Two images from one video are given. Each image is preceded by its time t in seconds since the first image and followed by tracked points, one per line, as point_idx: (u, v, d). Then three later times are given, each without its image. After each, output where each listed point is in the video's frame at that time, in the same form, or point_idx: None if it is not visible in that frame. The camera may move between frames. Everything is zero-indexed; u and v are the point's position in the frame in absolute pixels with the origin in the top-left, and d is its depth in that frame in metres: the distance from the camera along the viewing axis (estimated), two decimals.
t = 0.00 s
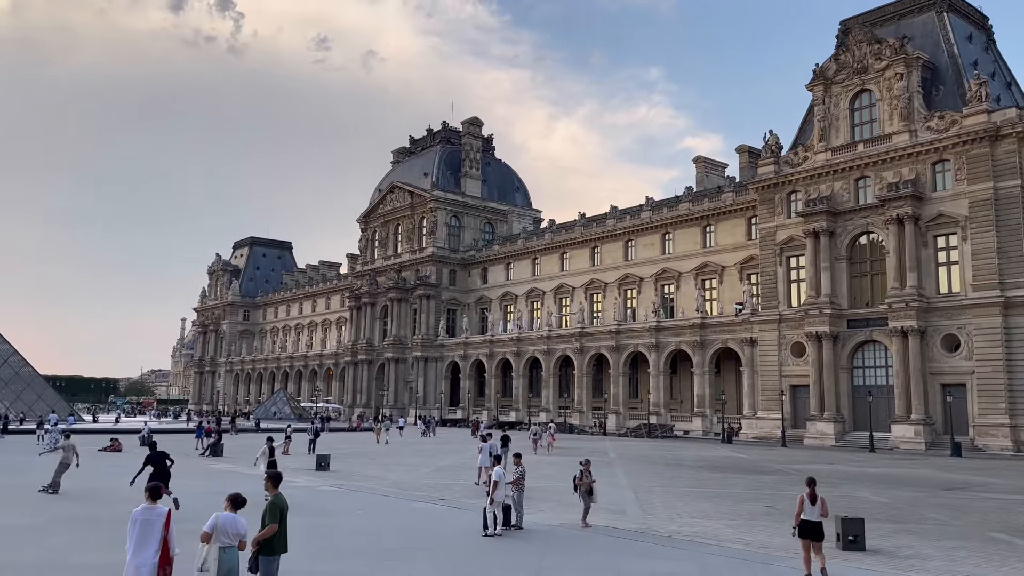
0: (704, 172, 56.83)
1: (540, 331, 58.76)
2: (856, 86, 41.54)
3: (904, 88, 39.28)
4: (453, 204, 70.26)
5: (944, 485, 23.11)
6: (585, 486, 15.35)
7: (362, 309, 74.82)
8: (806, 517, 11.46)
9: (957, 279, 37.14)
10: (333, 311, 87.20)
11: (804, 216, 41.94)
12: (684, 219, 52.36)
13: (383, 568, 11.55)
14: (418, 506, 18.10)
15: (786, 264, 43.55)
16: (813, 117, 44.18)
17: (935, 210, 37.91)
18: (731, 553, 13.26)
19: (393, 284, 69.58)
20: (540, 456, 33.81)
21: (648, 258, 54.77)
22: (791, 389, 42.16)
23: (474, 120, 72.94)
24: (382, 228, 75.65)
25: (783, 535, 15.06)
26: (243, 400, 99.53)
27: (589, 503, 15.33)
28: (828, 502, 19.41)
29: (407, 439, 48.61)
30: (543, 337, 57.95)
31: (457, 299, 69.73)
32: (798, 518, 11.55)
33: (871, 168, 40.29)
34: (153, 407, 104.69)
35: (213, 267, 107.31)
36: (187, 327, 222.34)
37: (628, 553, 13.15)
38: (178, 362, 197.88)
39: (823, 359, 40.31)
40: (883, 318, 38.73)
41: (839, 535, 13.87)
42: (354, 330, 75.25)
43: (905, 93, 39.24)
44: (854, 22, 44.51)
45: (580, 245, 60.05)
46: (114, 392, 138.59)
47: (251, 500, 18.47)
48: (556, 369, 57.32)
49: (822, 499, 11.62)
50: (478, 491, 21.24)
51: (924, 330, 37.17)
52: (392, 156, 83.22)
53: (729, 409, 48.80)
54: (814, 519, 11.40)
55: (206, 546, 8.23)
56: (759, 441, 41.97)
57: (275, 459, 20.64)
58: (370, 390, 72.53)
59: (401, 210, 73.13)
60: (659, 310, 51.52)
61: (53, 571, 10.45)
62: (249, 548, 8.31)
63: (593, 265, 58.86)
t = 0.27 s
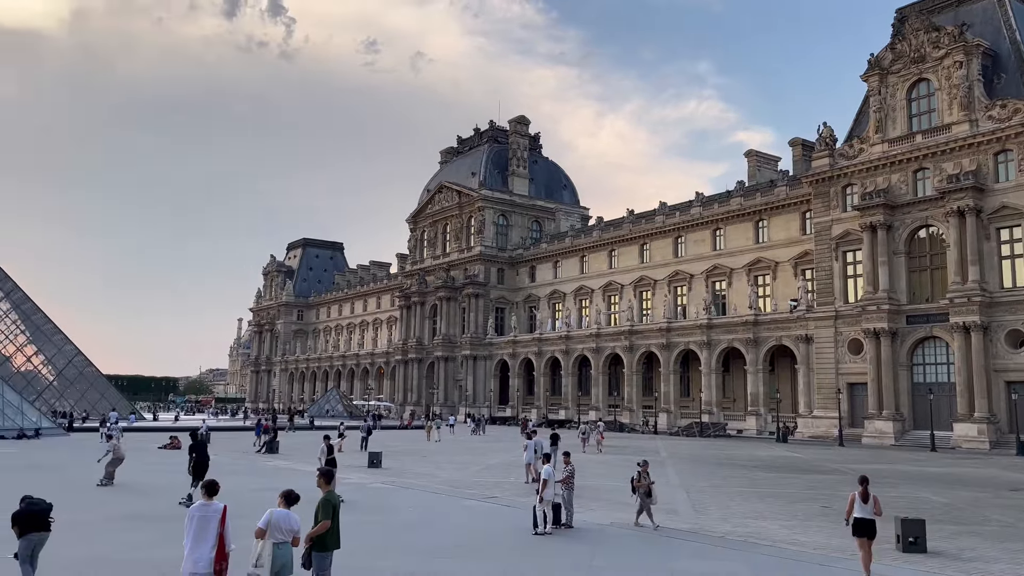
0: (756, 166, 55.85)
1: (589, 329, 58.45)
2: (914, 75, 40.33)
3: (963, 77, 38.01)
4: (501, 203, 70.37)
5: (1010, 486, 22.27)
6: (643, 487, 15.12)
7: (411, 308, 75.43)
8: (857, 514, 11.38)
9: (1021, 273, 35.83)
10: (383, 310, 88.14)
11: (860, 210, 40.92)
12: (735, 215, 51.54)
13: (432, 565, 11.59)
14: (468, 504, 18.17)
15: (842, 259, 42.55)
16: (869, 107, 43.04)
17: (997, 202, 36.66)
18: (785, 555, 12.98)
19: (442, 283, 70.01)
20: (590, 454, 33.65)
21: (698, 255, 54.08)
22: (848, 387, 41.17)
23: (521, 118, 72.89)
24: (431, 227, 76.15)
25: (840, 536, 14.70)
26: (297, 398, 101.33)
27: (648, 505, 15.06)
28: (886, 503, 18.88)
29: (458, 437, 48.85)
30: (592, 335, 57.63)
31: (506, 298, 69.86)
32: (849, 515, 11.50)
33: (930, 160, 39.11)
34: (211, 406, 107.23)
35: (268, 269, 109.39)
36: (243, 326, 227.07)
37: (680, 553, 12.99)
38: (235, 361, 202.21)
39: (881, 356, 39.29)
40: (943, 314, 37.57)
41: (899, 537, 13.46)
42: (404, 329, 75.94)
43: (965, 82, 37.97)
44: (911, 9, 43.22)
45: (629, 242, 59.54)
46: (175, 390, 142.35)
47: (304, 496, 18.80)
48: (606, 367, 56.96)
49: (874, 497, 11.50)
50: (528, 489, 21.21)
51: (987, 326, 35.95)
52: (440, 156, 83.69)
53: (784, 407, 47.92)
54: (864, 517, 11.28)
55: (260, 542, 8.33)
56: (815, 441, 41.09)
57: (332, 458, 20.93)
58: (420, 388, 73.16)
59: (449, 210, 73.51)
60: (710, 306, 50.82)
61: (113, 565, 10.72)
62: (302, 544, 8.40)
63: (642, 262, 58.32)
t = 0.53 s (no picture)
0: (808, 161, 54.77)
1: (637, 328, 57.97)
2: (973, 64, 39.08)
3: None
4: (547, 201, 70.26)
5: None
6: (703, 487, 14.89)
7: (460, 307, 75.75)
8: (913, 514, 11.06)
9: None
10: (432, 309, 88.73)
11: (918, 204, 39.80)
12: (787, 210, 50.59)
13: (481, 563, 11.58)
14: (518, 503, 18.13)
15: (899, 255, 41.47)
16: (926, 98, 41.82)
17: None
18: (842, 556, 12.67)
19: (490, 282, 70.19)
20: (641, 453, 33.39)
21: (750, 251, 53.23)
22: (907, 385, 40.07)
23: (567, 116, 72.65)
24: (478, 227, 76.38)
25: (899, 538, 14.29)
26: (349, 396, 102.70)
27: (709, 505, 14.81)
28: (948, 504, 18.32)
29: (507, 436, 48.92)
30: (641, 334, 57.15)
31: (554, 296, 69.75)
32: (905, 516, 11.18)
33: (991, 151, 37.84)
34: (266, 404, 109.32)
35: (319, 270, 111.09)
36: (297, 326, 230.97)
37: (733, 553, 12.78)
38: (289, 360, 205.77)
39: (942, 354, 38.15)
40: (1007, 310, 36.32)
41: (961, 539, 13.02)
42: (452, 328, 76.35)
43: None
44: None
45: (678, 239, 58.90)
46: (232, 389, 145.52)
47: (355, 494, 19.01)
48: (656, 366, 56.45)
49: (931, 497, 11.19)
50: (577, 488, 21.11)
51: None
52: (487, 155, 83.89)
53: (839, 406, 46.87)
54: (921, 517, 10.97)
55: (312, 538, 8.40)
56: (873, 441, 40.11)
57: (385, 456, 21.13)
58: (469, 386, 73.46)
59: (496, 210, 73.66)
60: (763, 304, 49.96)
61: (171, 560, 10.96)
62: (354, 540, 8.46)
63: (692, 259, 57.65)
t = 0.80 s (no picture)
0: (862, 154, 53.52)
1: (686, 326, 57.31)
2: None
3: None
4: (593, 199, 69.92)
5: None
6: (761, 489, 14.52)
7: (506, 306, 75.80)
8: (968, 514, 10.71)
9: None
10: (479, 308, 88.96)
11: (977, 197, 38.60)
12: (840, 205, 49.50)
13: (529, 562, 11.53)
14: (565, 502, 18.02)
15: (958, 250, 40.27)
16: (986, 88, 40.50)
17: None
18: (900, 559, 12.31)
19: (536, 281, 70.15)
20: (690, 453, 33.00)
21: (801, 247, 52.23)
22: (967, 383, 38.89)
23: (613, 114, 72.14)
24: (524, 226, 76.39)
25: (960, 541, 13.84)
26: (398, 395, 103.61)
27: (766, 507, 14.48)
28: (1012, 507, 17.68)
29: (555, 434, 48.85)
30: (690, 332, 56.47)
31: (600, 295, 69.42)
32: (960, 516, 10.82)
33: None
34: (317, 403, 110.96)
35: (367, 270, 112.35)
36: (346, 326, 234.01)
37: (786, 555, 12.51)
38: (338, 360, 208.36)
39: (1004, 352, 36.92)
40: None
41: None
42: (499, 327, 76.50)
43: None
44: None
45: (727, 235, 58.07)
46: (284, 388, 147.93)
47: (403, 492, 19.15)
48: (705, 364, 55.74)
49: (987, 497, 10.84)
50: (626, 488, 20.92)
51: None
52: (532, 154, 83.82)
53: (896, 406, 45.70)
54: (977, 516, 10.61)
55: (362, 535, 8.45)
56: (931, 441, 39.00)
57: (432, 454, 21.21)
58: (516, 385, 73.50)
59: (541, 208, 73.56)
60: (815, 301, 48.96)
61: (225, 556, 11.15)
62: (402, 537, 8.48)
63: (742, 256, 56.80)
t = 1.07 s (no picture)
0: (915, 147, 52.19)
1: (734, 324, 56.52)
2: None
3: None
4: (637, 197, 69.40)
5: None
6: (823, 492, 13.93)
7: (550, 305, 75.67)
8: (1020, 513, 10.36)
9: None
10: (523, 307, 88.96)
11: None
12: (892, 200, 48.34)
13: (574, 561, 11.46)
14: (610, 501, 17.89)
15: (1016, 244, 39.03)
16: None
17: None
18: (957, 562, 11.95)
19: (580, 280, 69.91)
20: (738, 453, 32.56)
21: (852, 243, 51.15)
22: None
23: (657, 110, 71.46)
24: (568, 225, 76.17)
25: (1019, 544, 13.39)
26: (443, 394, 104.19)
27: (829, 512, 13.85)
28: None
29: (600, 434, 48.64)
30: (737, 330, 55.69)
31: (645, 293, 68.94)
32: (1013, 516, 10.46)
33: None
34: (363, 401, 112.18)
35: (412, 270, 113.22)
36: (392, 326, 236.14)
37: (836, 557, 12.24)
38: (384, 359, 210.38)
39: None
40: None
41: None
42: (543, 326, 76.40)
43: None
44: None
45: (776, 232, 57.14)
46: (331, 386, 149.93)
47: (448, 490, 19.23)
48: (753, 363, 54.92)
49: None
50: (672, 488, 20.69)
51: None
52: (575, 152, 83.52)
53: (952, 405, 44.50)
54: None
55: (408, 532, 8.49)
56: (989, 441, 37.88)
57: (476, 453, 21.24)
58: (561, 384, 73.31)
59: (585, 206, 73.27)
60: (867, 298, 47.88)
61: (274, 552, 11.30)
62: (447, 535, 8.48)
63: (791, 253, 55.85)
